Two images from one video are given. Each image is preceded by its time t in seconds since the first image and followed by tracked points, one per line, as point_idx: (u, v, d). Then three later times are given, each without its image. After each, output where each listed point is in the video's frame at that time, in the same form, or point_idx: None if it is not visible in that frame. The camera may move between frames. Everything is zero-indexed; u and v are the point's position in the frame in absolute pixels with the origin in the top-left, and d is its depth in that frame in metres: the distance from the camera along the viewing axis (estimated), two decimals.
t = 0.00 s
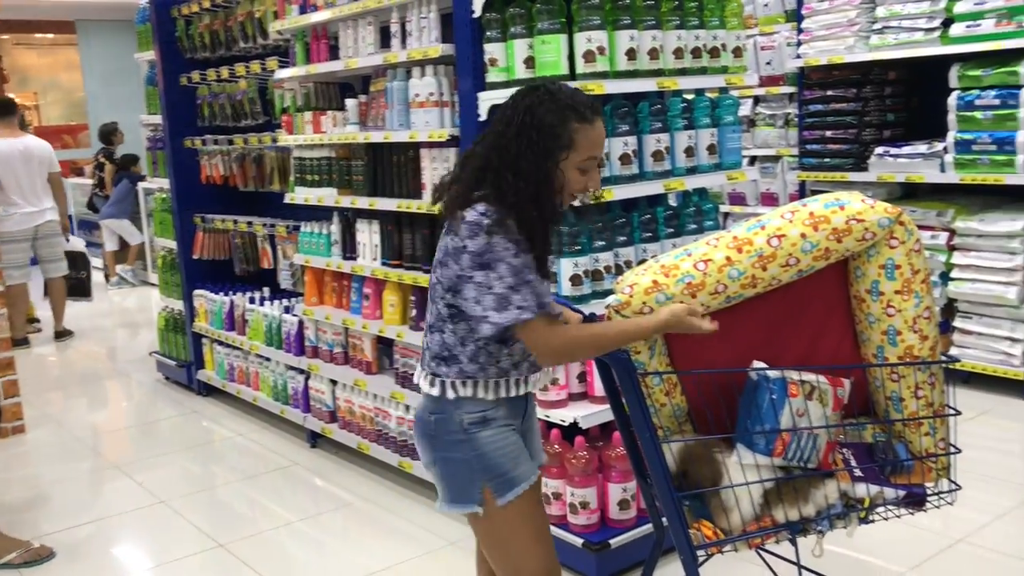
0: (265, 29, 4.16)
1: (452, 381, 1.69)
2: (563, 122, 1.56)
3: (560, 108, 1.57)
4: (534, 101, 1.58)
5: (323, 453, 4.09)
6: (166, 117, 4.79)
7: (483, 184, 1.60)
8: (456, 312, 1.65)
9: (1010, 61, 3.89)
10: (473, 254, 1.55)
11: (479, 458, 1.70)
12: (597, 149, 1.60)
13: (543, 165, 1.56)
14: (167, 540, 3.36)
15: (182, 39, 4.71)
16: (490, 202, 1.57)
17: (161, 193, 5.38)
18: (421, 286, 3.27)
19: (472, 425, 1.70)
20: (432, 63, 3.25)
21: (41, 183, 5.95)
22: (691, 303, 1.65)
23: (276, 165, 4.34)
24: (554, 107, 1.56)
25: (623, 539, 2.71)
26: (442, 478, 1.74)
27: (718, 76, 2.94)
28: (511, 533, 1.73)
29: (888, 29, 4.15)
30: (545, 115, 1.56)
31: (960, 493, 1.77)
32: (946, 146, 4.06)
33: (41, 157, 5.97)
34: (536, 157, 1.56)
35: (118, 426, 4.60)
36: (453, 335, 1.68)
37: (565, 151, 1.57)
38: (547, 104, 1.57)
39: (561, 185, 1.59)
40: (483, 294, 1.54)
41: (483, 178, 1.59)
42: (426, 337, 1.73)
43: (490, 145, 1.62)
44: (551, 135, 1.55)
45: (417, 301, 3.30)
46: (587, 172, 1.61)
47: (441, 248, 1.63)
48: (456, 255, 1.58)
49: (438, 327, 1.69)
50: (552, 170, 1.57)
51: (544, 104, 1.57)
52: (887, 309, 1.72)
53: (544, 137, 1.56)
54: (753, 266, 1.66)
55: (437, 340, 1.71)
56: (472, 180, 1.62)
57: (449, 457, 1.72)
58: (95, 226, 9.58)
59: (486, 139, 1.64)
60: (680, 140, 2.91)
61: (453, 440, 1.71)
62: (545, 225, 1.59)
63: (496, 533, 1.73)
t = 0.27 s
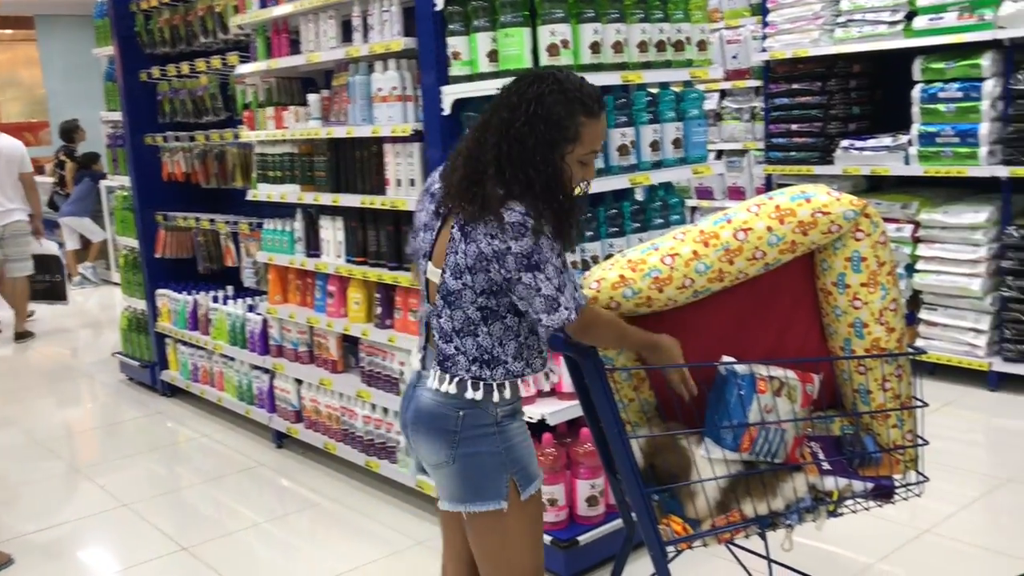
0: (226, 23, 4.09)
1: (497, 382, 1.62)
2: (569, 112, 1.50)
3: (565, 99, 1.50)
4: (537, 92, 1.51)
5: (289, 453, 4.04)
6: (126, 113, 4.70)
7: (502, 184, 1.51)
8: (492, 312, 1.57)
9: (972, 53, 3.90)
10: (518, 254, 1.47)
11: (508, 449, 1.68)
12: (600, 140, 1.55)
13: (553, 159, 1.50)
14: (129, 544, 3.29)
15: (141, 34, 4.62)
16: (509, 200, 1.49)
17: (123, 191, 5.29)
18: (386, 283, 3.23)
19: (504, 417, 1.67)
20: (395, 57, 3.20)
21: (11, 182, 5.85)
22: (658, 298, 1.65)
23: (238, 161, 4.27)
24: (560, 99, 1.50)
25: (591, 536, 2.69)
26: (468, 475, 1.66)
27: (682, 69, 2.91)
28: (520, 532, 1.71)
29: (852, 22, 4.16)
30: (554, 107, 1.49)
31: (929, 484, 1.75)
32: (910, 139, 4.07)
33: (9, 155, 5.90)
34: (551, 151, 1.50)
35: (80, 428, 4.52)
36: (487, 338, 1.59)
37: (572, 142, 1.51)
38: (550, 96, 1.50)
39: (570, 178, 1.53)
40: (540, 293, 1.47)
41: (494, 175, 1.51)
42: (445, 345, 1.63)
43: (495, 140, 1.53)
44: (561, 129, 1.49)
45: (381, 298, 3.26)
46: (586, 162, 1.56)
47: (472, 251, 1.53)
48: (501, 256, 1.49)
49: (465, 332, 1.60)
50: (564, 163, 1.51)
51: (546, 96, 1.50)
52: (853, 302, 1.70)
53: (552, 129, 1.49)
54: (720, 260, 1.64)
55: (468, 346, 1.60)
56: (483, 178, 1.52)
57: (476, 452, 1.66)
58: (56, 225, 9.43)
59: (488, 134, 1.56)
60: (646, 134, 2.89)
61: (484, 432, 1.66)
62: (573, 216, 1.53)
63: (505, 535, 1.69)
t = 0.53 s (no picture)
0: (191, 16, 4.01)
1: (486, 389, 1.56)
2: (582, 128, 1.41)
3: (579, 114, 1.41)
4: (548, 104, 1.42)
5: (260, 452, 3.98)
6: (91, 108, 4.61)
7: (510, 198, 1.42)
8: (487, 320, 1.51)
9: (943, 46, 3.90)
10: (534, 271, 1.42)
11: (495, 449, 1.63)
12: (608, 152, 1.47)
13: (562, 174, 1.42)
14: (94, 546, 3.22)
15: (105, 27, 4.53)
16: (519, 218, 1.41)
17: (88, 187, 5.20)
18: (355, 280, 3.18)
19: (491, 417, 1.62)
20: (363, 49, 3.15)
21: None
22: (633, 293, 1.63)
23: (205, 156, 4.20)
24: (574, 114, 1.41)
25: (564, 533, 2.65)
26: (457, 478, 1.59)
27: (654, 62, 2.88)
28: (506, 527, 1.65)
29: (824, 15, 4.15)
30: (567, 122, 1.40)
31: (905, 478, 1.74)
32: (882, 131, 4.07)
33: None
34: (561, 167, 1.42)
35: (46, 428, 4.43)
36: (475, 343, 1.53)
37: (582, 158, 1.43)
38: (565, 110, 1.41)
39: (576, 193, 1.45)
40: (549, 313, 1.42)
41: (504, 191, 1.42)
42: (430, 348, 1.55)
43: (503, 152, 1.44)
44: (573, 144, 1.41)
45: (351, 295, 3.21)
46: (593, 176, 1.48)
47: (474, 261, 1.45)
48: (511, 271, 1.43)
49: (454, 337, 1.53)
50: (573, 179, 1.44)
51: (561, 109, 1.41)
52: (829, 296, 1.68)
53: (563, 144, 1.41)
54: (695, 254, 1.62)
55: (459, 351, 1.53)
56: (490, 192, 1.44)
57: (465, 453, 1.60)
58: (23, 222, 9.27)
59: (495, 144, 1.46)
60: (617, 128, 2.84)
61: (474, 433, 1.60)
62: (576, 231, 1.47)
63: (492, 533, 1.63)
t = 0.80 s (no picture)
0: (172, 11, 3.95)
1: (469, 395, 1.52)
2: (578, 137, 1.37)
3: (577, 122, 1.37)
4: (546, 114, 1.38)
5: (243, 453, 3.93)
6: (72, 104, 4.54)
7: (506, 206, 1.37)
8: (473, 324, 1.46)
9: (932, 42, 3.87)
10: (527, 278, 1.37)
11: (477, 456, 1.59)
12: (605, 161, 1.42)
13: (558, 183, 1.38)
14: (73, 550, 3.16)
15: (86, 22, 4.45)
16: (515, 228, 1.36)
17: (70, 184, 5.13)
18: (338, 279, 3.13)
19: (473, 424, 1.58)
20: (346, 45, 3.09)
21: None
22: (623, 294, 1.59)
23: (187, 153, 4.13)
24: (572, 122, 1.36)
25: (549, 537, 2.61)
26: (438, 488, 1.55)
27: (641, 58, 2.84)
28: (488, 532, 1.61)
29: (813, 11, 4.12)
30: (564, 130, 1.36)
31: (900, 482, 1.70)
32: (871, 128, 4.04)
33: None
34: (557, 176, 1.38)
35: (27, 429, 4.37)
36: (460, 347, 1.49)
37: (578, 167, 1.39)
38: (563, 118, 1.37)
39: (571, 202, 1.41)
40: (541, 322, 1.38)
41: (500, 201, 1.37)
42: (414, 351, 1.50)
43: (500, 161, 1.39)
44: (570, 153, 1.37)
45: (334, 294, 3.16)
46: (589, 185, 1.44)
47: (467, 266, 1.40)
48: (503, 278, 1.38)
49: (439, 340, 1.48)
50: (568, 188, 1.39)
51: (560, 118, 1.37)
52: (824, 296, 1.64)
53: (560, 154, 1.37)
54: (687, 254, 1.58)
55: (444, 355, 1.49)
56: (486, 201, 1.39)
57: (446, 462, 1.55)
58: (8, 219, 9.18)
59: (491, 153, 1.42)
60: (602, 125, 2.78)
61: (456, 441, 1.56)
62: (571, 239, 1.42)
63: (474, 540, 1.59)
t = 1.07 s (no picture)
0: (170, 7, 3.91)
1: (462, 404, 1.49)
2: (572, 137, 1.33)
3: (569, 123, 1.33)
4: (534, 117, 1.33)
5: (238, 454, 3.89)
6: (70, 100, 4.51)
7: (505, 212, 1.34)
8: (469, 331, 1.43)
9: (938, 44, 3.82)
10: (529, 285, 1.34)
11: (466, 470, 1.56)
12: (602, 158, 1.38)
13: (554, 186, 1.34)
14: (64, 551, 3.12)
15: (85, 17, 4.41)
16: (516, 236, 1.32)
17: (69, 181, 5.10)
18: (334, 279, 3.09)
19: (462, 437, 1.55)
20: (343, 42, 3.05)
21: None
22: (619, 301, 1.55)
23: (185, 150, 4.10)
24: (565, 122, 1.33)
25: (542, 543, 2.58)
26: (427, 502, 1.51)
27: (641, 58, 2.79)
28: (476, 547, 1.57)
29: (818, 11, 4.07)
30: (556, 132, 1.32)
31: (902, 496, 1.66)
32: (876, 131, 4.00)
33: None
34: (551, 179, 1.34)
35: (23, 427, 4.34)
36: (455, 355, 1.46)
37: (573, 168, 1.35)
38: (555, 119, 1.33)
39: (569, 204, 1.37)
40: (544, 329, 1.35)
41: (499, 208, 1.34)
42: (405, 358, 1.46)
43: (494, 169, 1.36)
44: (563, 155, 1.33)
45: (329, 295, 3.12)
46: (587, 185, 1.40)
47: (465, 274, 1.36)
48: (504, 285, 1.34)
49: (433, 348, 1.45)
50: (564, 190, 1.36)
51: (553, 119, 1.33)
52: (826, 305, 1.60)
53: (554, 156, 1.33)
54: (685, 261, 1.54)
55: (438, 363, 1.45)
56: (483, 210, 1.35)
57: (435, 476, 1.52)
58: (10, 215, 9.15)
59: (484, 161, 1.38)
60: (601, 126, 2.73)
61: (446, 454, 1.52)
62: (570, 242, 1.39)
63: (460, 556, 1.56)
